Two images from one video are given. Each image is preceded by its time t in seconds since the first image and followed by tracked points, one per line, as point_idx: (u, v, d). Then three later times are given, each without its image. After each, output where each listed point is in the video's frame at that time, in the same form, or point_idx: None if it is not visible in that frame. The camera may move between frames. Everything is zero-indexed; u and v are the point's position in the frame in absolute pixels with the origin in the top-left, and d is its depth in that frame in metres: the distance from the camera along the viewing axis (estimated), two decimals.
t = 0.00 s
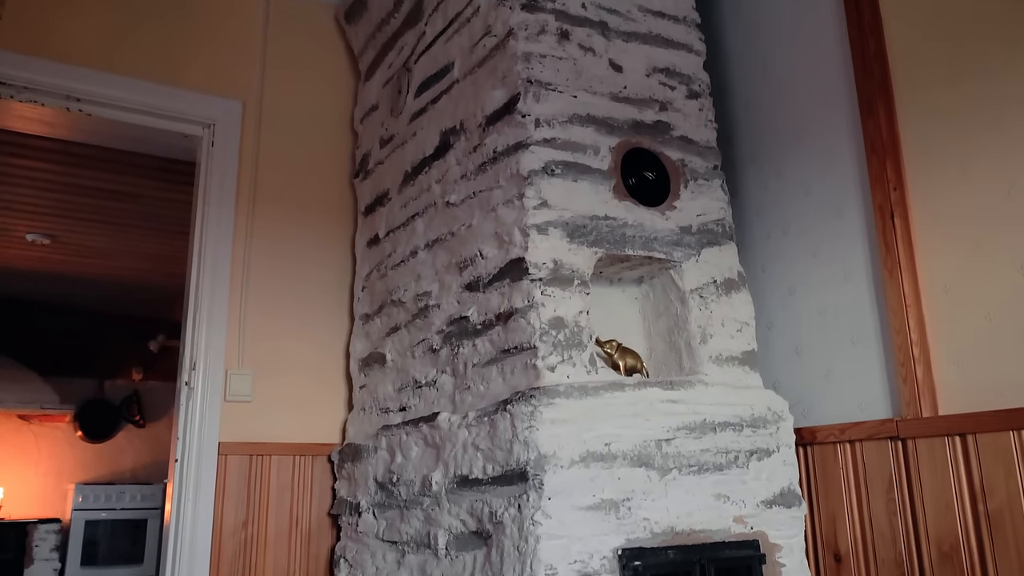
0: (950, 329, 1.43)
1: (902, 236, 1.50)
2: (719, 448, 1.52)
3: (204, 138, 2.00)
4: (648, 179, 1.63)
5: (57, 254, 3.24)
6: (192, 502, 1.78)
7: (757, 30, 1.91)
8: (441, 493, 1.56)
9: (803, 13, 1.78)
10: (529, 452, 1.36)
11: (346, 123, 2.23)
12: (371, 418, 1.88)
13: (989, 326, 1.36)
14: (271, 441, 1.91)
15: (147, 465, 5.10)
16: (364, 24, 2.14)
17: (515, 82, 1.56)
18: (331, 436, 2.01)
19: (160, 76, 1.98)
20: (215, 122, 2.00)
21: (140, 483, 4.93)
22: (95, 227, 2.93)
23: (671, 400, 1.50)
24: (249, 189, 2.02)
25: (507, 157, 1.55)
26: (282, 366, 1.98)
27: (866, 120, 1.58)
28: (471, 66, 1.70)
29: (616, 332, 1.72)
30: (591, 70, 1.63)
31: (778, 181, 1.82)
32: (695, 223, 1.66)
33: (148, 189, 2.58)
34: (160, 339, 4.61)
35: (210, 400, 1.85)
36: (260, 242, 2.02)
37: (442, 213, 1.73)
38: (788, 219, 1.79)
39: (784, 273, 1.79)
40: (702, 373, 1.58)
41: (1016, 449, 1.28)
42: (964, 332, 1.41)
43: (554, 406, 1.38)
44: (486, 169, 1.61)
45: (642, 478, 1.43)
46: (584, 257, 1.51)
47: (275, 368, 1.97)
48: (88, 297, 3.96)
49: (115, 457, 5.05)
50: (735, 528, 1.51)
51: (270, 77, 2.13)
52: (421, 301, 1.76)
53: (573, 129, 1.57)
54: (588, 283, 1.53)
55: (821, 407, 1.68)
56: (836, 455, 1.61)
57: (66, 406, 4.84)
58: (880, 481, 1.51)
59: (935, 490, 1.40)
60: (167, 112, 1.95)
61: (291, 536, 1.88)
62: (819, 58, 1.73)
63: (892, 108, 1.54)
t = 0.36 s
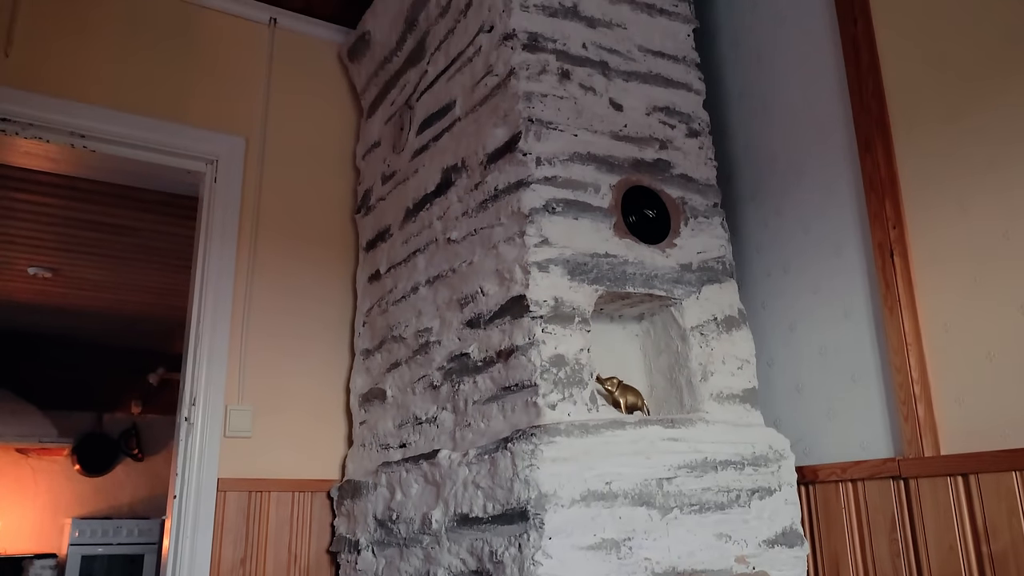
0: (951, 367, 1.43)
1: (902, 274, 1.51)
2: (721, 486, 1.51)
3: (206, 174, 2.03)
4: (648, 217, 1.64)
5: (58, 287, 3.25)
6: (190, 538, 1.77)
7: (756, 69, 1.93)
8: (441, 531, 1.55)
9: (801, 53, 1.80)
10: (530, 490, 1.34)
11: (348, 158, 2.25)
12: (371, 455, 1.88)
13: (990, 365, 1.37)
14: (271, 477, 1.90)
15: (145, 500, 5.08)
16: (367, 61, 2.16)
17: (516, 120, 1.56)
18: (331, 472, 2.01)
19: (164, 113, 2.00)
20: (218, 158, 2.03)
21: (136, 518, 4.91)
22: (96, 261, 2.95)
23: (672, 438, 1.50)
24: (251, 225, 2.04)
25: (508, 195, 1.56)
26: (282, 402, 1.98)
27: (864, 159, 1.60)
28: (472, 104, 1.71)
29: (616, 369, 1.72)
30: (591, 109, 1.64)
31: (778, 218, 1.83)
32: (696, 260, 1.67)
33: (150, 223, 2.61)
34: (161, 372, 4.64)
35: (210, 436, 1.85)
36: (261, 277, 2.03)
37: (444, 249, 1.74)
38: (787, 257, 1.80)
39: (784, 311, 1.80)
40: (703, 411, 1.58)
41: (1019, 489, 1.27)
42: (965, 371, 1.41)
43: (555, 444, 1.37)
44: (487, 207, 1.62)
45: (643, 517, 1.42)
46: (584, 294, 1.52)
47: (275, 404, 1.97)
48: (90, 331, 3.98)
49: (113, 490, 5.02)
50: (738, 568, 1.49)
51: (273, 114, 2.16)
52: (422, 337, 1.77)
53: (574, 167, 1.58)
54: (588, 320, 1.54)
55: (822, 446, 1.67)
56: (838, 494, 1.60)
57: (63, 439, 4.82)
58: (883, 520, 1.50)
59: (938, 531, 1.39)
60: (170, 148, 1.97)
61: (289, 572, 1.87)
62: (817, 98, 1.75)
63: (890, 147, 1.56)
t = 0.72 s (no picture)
0: (953, 400, 1.43)
1: (903, 307, 1.51)
2: (723, 519, 1.50)
3: (209, 204, 2.04)
4: (649, 249, 1.65)
5: (58, 315, 3.25)
6: (188, 570, 1.76)
7: (756, 101, 1.95)
8: (441, 564, 1.54)
9: (800, 86, 1.82)
10: (530, 523, 1.34)
11: (351, 188, 2.27)
12: (371, 486, 1.87)
13: (992, 399, 1.37)
14: (270, 508, 1.90)
15: (145, 529, 5.06)
16: (371, 92, 2.19)
17: (518, 153, 1.57)
18: (330, 502, 2.00)
19: (167, 144, 2.02)
20: (221, 189, 2.04)
21: (135, 547, 4.88)
22: (98, 289, 2.96)
23: (674, 470, 1.49)
24: (253, 254, 2.05)
25: (509, 227, 1.56)
26: (282, 431, 1.98)
27: (864, 192, 1.61)
28: (474, 136, 1.73)
29: (617, 400, 1.72)
30: (593, 141, 1.66)
31: (778, 249, 1.84)
32: (697, 291, 1.68)
33: (152, 251, 2.62)
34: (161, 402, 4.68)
35: (210, 466, 1.85)
36: (263, 307, 2.04)
37: (445, 279, 1.74)
38: (788, 289, 1.80)
39: (785, 343, 1.80)
40: (704, 443, 1.57)
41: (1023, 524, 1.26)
42: (967, 404, 1.41)
43: (556, 476, 1.36)
44: (489, 238, 1.62)
45: (645, 550, 1.41)
46: (585, 325, 1.52)
47: (275, 434, 1.97)
48: (91, 359, 3.98)
49: (111, 519, 4.98)
50: None
51: (276, 144, 2.18)
52: (423, 368, 1.77)
53: (575, 199, 1.58)
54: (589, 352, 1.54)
55: (825, 479, 1.66)
56: (841, 527, 1.59)
57: (62, 468, 4.77)
58: (886, 554, 1.48)
59: (942, 565, 1.38)
60: (174, 179, 1.99)
61: None
62: (817, 131, 1.77)
63: (889, 180, 1.57)
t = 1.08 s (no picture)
0: (957, 431, 1.43)
1: (906, 338, 1.51)
2: (727, 551, 1.49)
3: (213, 233, 2.05)
4: (652, 278, 1.66)
5: (62, 341, 3.25)
6: None
7: (757, 130, 1.97)
8: None
9: (801, 117, 1.84)
10: (534, 555, 1.33)
11: (354, 216, 2.28)
12: (373, 515, 1.87)
13: (996, 429, 1.37)
14: (272, 537, 1.89)
15: (144, 557, 5.02)
16: (374, 121, 2.20)
17: (521, 183, 1.58)
18: (332, 531, 1.99)
19: (172, 174, 2.04)
20: (225, 218, 2.06)
21: None
22: (102, 316, 2.96)
23: (678, 501, 1.48)
24: (257, 282, 2.06)
25: (512, 257, 1.57)
26: (284, 460, 1.98)
27: (865, 222, 1.61)
28: (478, 166, 1.74)
29: (620, 430, 1.71)
30: (595, 171, 1.67)
31: (780, 278, 1.85)
32: (699, 320, 1.68)
33: (156, 279, 2.63)
34: (157, 430, 4.66)
35: (211, 495, 1.85)
36: (265, 334, 2.04)
37: (448, 308, 1.75)
38: (790, 318, 1.81)
39: (789, 373, 1.80)
40: (708, 473, 1.57)
41: None
42: (971, 435, 1.40)
43: (559, 507, 1.35)
44: (492, 267, 1.63)
45: None
46: (589, 355, 1.52)
47: (276, 462, 1.97)
48: (92, 386, 3.99)
49: (111, 547, 4.95)
50: None
51: (279, 173, 2.19)
52: (425, 397, 1.77)
53: (578, 229, 1.59)
54: (592, 381, 1.54)
55: (829, 510, 1.66)
56: (845, 559, 1.57)
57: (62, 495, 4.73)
58: None
59: None
60: (179, 208, 2.00)
61: None
62: (817, 161, 1.78)
63: (891, 211, 1.58)
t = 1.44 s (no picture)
0: (962, 460, 1.43)
1: (909, 366, 1.52)
2: None
3: (216, 258, 2.06)
4: (654, 305, 1.66)
5: (62, 366, 3.24)
6: None
7: (758, 158, 1.98)
8: None
9: (802, 145, 1.85)
10: None
11: (356, 241, 2.29)
12: (375, 543, 1.86)
13: (1000, 458, 1.37)
14: (273, 565, 1.88)
15: None
16: (377, 148, 2.22)
17: (524, 211, 1.59)
18: (333, 558, 1.98)
19: (175, 200, 2.05)
20: (228, 244, 2.07)
21: None
22: (103, 341, 2.97)
23: (681, 530, 1.47)
24: (259, 308, 2.06)
25: (514, 284, 1.58)
26: (285, 486, 1.97)
27: (868, 250, 1.62)
28: (480, 193, 1.75)
29: (624, 458, 1.71)
30: (598, 199, 1.68)
31: (782, 305, 1.85)
32: (702, 347, 1.68)
33: (159, 304, 2.64)
34: (157, 456, 4.69)
35: (212, 522, 1.84)
36: (267, 360, 2.04)
37: (451, 335, 1.75)
38: (793, 345, 1.81)
39: (791, 400, 1.80)
40: (711, 501, 1.56)
41: None
42: (976, 464, 1.40)
43: (563, 536, 1.35)
44: (495, 294, 1.63)
45: None
46: (591, 382, 1.52)
47: (278, 489, 1.96)
48: (92, 411, 3.98)
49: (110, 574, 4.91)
50: None
51: (283, 199, 2.21)
52: (428, 424, 1.77)
53: (580, 257, 1.60)
54: (595, 409, 1.54)
55: (833, 539, 1.64)
56: None
57: (61, 520, 4.70)
58: None
59: None
60: (183, 234, 2.01)
61: None
62: (818, 189, 1.79)
63: (892, 239, 1.58)
